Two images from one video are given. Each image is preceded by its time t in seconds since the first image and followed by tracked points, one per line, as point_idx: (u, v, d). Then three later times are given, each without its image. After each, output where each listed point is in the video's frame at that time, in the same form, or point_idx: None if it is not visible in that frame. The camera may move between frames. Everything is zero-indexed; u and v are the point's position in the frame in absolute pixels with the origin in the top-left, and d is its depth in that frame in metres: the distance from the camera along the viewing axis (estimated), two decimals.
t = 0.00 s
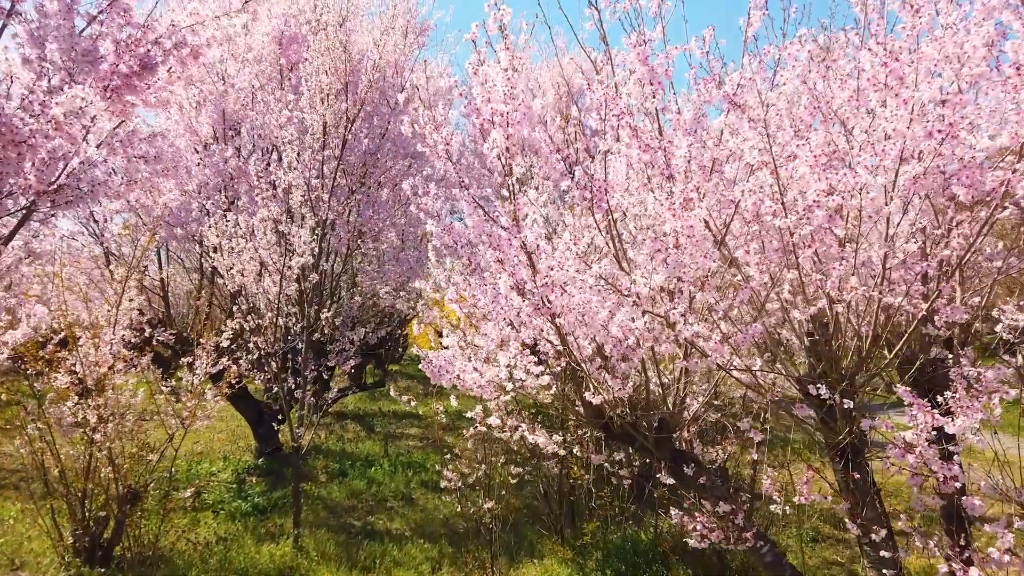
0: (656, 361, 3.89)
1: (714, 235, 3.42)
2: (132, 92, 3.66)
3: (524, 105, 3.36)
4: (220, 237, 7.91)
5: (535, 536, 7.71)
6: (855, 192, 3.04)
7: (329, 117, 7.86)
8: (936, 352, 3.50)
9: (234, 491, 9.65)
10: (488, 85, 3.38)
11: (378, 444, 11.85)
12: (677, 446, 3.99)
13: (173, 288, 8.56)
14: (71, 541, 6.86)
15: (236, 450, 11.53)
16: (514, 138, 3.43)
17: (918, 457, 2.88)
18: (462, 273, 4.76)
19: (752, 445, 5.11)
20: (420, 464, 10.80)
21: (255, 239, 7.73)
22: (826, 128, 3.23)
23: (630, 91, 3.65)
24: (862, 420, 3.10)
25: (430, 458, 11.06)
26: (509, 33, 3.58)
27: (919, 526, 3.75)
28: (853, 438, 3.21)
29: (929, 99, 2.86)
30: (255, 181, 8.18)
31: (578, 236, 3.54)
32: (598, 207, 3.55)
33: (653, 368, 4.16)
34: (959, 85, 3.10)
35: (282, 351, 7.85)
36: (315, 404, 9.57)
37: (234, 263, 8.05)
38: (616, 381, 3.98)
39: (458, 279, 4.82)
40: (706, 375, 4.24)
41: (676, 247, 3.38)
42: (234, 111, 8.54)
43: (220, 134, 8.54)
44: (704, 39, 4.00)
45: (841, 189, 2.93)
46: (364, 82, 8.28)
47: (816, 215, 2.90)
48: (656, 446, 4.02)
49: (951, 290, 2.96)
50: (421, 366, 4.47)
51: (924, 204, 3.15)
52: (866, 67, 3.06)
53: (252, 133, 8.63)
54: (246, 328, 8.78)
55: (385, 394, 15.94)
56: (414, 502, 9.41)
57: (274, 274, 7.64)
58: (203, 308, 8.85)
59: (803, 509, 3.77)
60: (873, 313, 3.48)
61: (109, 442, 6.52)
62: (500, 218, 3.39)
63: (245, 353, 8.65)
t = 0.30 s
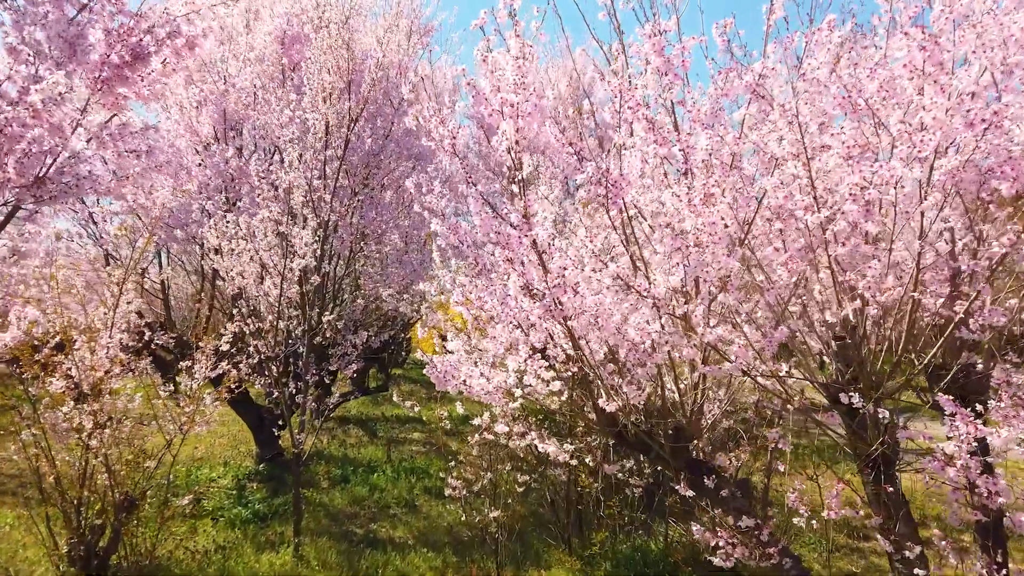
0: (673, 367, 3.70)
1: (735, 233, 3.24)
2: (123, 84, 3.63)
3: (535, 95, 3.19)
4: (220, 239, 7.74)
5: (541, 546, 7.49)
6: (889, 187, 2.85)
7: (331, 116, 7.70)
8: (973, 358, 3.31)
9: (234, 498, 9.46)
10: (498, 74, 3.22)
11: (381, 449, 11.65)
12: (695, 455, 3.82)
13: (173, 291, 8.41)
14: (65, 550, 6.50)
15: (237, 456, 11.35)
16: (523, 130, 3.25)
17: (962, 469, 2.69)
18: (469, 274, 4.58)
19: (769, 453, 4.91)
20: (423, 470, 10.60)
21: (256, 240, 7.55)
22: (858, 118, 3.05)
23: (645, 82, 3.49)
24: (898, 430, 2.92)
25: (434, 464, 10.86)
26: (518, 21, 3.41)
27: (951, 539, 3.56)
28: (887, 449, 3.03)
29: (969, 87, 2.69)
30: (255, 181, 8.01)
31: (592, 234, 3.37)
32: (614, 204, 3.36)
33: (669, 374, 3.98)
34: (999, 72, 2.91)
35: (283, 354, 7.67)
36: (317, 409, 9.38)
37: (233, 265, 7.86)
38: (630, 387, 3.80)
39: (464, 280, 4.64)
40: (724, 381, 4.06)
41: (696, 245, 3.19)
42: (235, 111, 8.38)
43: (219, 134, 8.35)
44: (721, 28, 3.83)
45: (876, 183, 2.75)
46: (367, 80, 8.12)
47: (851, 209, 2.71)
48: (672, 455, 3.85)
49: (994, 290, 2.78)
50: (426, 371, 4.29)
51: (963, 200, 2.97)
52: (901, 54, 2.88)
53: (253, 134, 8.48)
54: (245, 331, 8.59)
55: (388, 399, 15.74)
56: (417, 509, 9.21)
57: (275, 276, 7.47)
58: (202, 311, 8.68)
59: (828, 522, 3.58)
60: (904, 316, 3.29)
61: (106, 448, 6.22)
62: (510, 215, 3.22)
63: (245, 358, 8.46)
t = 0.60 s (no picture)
0: (684, 372, 3.55)
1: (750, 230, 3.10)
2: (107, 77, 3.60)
3: (540, 86, 3.05)
4: (216, 240, 7.58)
5: (544, 555, 7.30)
6: (916, 183, 2.70)
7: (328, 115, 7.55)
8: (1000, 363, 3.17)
9: (231, 505, 9.28)
10: (501, 64, 3.07)
11: (380, 455, 11.46)
12: (706, 464, 3.68)
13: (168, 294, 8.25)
14: (54, 560, 6.27)
15: (234, 461, 11.18)
16: (527, 123, 3.12)
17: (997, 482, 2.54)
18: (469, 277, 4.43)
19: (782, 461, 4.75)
20: (423, 476, 10.41)
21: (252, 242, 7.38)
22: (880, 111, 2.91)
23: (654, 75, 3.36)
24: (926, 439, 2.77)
25: (434, 470, 10.67)
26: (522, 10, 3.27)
27: (974, 550, 3.42)
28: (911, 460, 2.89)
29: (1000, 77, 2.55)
30: (252, 182, 7.86)
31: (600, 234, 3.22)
32: (623, 201, 3.21)
33: (678, 379, 3.83)
34: None
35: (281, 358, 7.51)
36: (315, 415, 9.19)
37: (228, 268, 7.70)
38: (638, 394, 3.64)
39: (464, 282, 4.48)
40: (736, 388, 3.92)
41: (708, 246, 3.05)
42: (232, 111, 8.19)
43: (216, 134, 8.18)
44: (732, 20, 3.70)
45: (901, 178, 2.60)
46: (366, 78, 7.98)
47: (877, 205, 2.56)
48: (681, 464, 3.70)
49: None
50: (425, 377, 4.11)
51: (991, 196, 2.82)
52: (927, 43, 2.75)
53: (250, 134, 8.35)
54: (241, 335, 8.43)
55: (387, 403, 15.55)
56: (417, 516, 9.02)
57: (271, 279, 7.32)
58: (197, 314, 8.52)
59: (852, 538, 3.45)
60: (926, 319, 3.16)
61: (98, 455, 5.97)
62: (514, 212, 3.07)
63: (241, 362, 8.30)
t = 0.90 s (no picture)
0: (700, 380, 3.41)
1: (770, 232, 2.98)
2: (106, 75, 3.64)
3: (552, 82, 2.95)
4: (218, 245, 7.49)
5: (552, 565, 7.13)
6: (949, 180, 2.57)
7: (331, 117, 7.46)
8: None
9: (234, 513, 9.15)
10: (511, 58, 2.97)
11: (384, 461, 11.32)
12: (722, 475, 3.60)
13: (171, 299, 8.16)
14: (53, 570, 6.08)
15: (237, 468, 11.06)
16: (538, 121, 3.02)
17: None
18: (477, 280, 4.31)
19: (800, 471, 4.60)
20: (428, 483, 10.25)
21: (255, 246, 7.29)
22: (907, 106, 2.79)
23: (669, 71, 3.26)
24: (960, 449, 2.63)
25: (438, 477, 10.53)
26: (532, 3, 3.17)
27: (1007, 565, 3.26)
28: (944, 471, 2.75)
29: None
30: (255, 185, 7.77)
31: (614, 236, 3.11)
32: (639, 201, 3.09)
33: (693, 386, 3.71)
34: None
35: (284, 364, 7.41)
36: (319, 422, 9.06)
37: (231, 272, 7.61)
38: (653, 402, 3.50)
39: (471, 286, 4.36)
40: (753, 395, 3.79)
41: (726, 247, 2.93)
42: (235, 114, 8.13)
43: (218, 138, 8.10)
44: (747, 15, 3.60)
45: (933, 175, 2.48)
46: (370, 80, 7.89)
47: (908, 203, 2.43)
48: (697, 474, 3.58)
49: None
50: (431, 385, 3.99)
51: None
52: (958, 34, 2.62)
53: (253, 137, 8.27)
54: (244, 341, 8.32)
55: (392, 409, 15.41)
56: (421, 524, 8.87)
57: (275, 284, 7.22)
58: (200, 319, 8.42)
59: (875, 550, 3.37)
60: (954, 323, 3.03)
61: (99, 462, 5.80)
62: (525, 213, 2.96)
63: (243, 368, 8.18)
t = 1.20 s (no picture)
0: (719, 387, 3.27)
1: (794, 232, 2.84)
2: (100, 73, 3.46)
3: (564, 76, 2.83)
4: (220, 249, 7.37)
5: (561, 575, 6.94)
6: (988, 177, 2.42)
7: (335, 121, 7.36)
8: None
9: (236, 521, 9.02)
10: (523, 50, 2.84)
11: (389, 468, 11.16)
12: (741, 489, 3.51)
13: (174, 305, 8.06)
14: None
15: (240, 474, 10.94)
16: (549, 117, 2.90)
17: None
18: (484, 284, 4.17)
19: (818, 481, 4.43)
20: (433, 490, 10.09)
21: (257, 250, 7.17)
22: (939, 102, 2.66)
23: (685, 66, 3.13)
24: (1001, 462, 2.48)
25: (444, 484, 10.37)
26: None
27: None
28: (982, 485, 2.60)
29: None
30: (258, 189, 7.67)
31: (630, 238, 2.98)
32: (655, 202, 2.97)
33: (710, 395, 3.56)
34: None
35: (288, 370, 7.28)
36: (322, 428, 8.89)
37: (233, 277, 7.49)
38: (670, 411, 3.35)
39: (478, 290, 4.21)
40: (773, 404, 3.64)
41: (749, 249, 2.79)
42: (238, 117, 8.02)
43: (222, 141, 8.00)
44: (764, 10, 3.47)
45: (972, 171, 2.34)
46: (375, 83, 7.79)
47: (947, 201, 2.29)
48: (715, 487, 3.44)
49: None
50: (436, 394, 3.77)
51: None
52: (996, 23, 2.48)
53: (258, 142, 8.19)
54: (247, 346, 8.20)
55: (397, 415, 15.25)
56: (427, 532, 8.71)
57: (278, 288, 7.10)
58: (201, 324, 8.30)
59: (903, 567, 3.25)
60: (989, 328, 2.87)
61: (99, 471, 5.56)
62: (537, 214, 2.82)
63: (246, 374, 8.06)
